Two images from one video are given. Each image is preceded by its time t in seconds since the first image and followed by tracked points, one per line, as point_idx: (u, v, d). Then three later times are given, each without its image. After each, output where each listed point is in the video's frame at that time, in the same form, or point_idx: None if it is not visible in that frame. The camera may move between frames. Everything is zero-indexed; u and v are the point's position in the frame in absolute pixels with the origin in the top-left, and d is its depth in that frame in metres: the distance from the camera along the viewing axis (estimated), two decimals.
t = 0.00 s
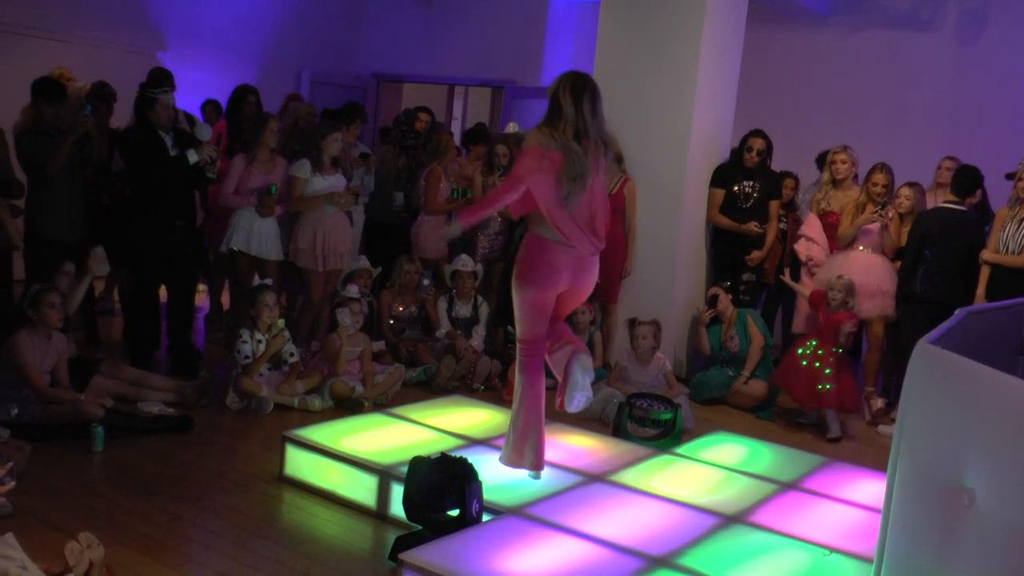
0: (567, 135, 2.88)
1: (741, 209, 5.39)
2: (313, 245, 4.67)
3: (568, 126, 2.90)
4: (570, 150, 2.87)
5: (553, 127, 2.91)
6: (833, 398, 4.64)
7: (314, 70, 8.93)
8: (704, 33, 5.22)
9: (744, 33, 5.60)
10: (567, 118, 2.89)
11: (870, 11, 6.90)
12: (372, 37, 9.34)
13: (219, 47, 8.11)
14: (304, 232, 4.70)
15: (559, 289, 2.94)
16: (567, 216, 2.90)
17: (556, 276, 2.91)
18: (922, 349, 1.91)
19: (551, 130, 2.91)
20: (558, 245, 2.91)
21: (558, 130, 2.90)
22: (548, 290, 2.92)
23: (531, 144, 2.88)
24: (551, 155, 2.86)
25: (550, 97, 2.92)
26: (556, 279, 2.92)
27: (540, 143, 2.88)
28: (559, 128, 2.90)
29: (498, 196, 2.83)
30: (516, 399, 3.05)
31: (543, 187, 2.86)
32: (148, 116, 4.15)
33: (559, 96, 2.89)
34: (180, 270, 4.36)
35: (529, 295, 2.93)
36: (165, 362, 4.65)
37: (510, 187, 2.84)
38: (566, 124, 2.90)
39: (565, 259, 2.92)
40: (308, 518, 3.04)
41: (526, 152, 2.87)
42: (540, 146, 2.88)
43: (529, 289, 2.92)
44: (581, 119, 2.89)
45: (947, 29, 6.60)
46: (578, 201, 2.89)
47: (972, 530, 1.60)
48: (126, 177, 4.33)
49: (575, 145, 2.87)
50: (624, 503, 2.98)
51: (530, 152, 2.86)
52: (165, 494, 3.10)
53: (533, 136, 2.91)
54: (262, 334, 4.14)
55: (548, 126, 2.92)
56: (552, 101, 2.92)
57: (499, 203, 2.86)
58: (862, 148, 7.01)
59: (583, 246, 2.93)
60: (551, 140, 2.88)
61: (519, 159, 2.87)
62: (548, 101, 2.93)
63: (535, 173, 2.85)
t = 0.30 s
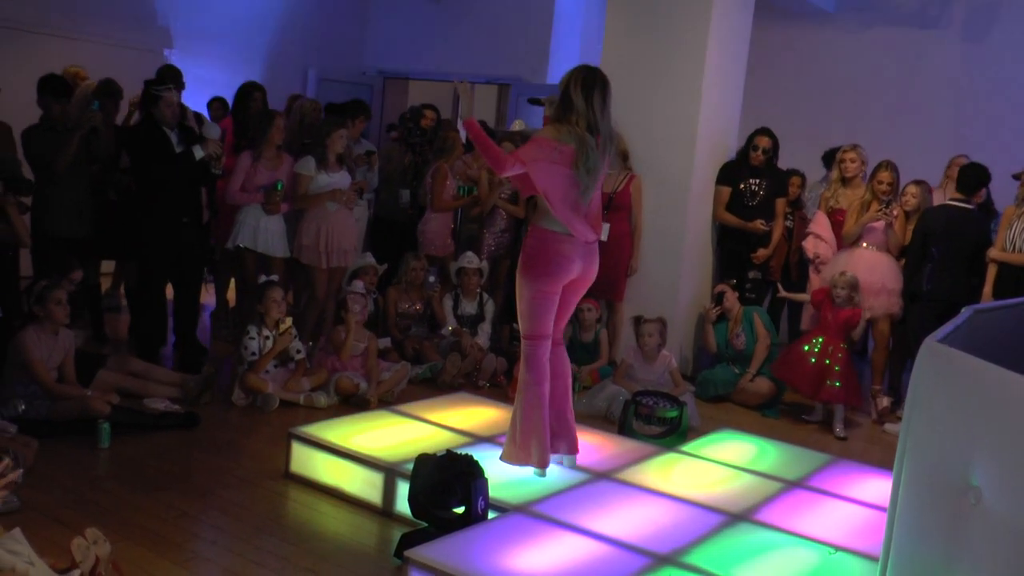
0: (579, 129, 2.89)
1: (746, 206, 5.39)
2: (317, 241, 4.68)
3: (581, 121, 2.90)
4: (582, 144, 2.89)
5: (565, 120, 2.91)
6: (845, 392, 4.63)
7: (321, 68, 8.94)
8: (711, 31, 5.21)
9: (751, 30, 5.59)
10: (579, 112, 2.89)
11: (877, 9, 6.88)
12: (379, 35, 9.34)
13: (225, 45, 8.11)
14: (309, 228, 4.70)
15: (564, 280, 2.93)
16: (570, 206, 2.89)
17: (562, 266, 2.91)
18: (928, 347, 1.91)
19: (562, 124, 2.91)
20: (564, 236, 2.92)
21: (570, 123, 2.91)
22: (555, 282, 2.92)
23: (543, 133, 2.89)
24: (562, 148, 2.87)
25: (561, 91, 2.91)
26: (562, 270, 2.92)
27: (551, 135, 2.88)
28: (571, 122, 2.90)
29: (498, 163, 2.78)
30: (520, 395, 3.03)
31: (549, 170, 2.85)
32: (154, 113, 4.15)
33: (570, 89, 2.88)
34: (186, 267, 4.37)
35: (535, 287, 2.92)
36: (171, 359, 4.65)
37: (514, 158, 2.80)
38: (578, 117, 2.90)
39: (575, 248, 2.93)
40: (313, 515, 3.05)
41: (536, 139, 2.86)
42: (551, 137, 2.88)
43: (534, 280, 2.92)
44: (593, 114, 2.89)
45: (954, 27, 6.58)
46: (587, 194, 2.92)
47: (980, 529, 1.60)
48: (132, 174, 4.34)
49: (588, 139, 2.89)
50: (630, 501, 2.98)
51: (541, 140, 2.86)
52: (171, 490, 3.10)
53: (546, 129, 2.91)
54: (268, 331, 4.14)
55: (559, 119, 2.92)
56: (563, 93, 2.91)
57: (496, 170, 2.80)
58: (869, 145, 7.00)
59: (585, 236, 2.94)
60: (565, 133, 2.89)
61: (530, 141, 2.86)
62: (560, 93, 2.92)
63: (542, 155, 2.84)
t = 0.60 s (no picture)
0: (589, 130, 2.89)
1: (752, 205, 5.37)
2: (321, 240, 4.68)
3: (592, 122, 2.90)
4: (592, 145, 2.89)
5: (575, 121, 2.91)
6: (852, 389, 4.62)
7: (326, 67, 8.94)
8: (716, 28, 5.20)
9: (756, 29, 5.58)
10: (590, 112, 2.89)
11: (883, 6, 6.87)
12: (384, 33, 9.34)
13: (230, 44, 8.12)
14: (313, 227, 4.70)
15: (567, 275, 2.93)
16: (578, 207, 2.87)
17: (563, 263, 2.91)
18: (935, 346, 1.90)
19: (573, 123, 2.91)
20: (566, 234, 2.91)
21: (580, 123, 2.91)
22: (558, 278, 2.92)
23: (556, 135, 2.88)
24: (572, 149, 2.87)
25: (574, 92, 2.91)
26: (563, 266, 2.91)
27: (561, 136, 2.88)
28: (581, 122, 2.90)
29: (514, 163, 2.75)
30: (525, 393, 3.02)
31: (561, 172, 2.84)
32: (159, 112, 4.16)
33: (582, 90, 2.88)
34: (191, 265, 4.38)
35: (537, 283, 2.92)
36: (176, 357, 4.66)
37: (528, 158, 2.78)
38: (588, 117, 2.90)
39: (574, 245, 2.92)
40: (318, 513, 3.05)
41: (548, 139, 2.86)
42: (562, 138, 2.88)
43: (536, 276, 2.91)
44: (603, 115, 2.90)
45: (959, 24, 6.56)
46: (594, 196, 2.91)
47: (985, 528, 1.60)
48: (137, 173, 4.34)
49: (597, 140, 2.89)
50: (634, 500, 2.97)
51: (554, 140, 2.86)
52: (177, 488, 3.11)
53: (558, 129, 2.90)
54: (273, 329, 4.15)
55: (570, 119, 2.93)
56: (574, 93, 2.92)
57: (510, 171, 2.78)
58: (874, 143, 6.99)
59: (591, 237, 2.93)
60: (575, 134, 2.89)
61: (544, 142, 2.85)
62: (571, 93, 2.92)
63: (555, 157, 2.84)
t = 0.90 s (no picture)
0: (594, 129, 2.89)
1: (757, 202, 5.39)
2: (326, 239, 4.68)
3: (598, 120, 2.89)
4: (596, 144, 2.88)
5: (580, 119, 2.91)
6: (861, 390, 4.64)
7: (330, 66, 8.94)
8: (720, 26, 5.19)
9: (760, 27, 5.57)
10: (595, 111, 2.88)
11: (888, 3, 6.86)
12: (388, 32, 9.33)
13: (234, 44, 8.12)
14: (318, 226, 4.70)
15: (572, 273, 2.92)
16: (580, 204, 2.87)
17: (568, 261, 2.90)
18: (941, 343, 1.90)
19: (578, 122, 2.91)
20: (571, 232, 2.91)
21: (586, 122, 2.90)
22: (563, 276, 2.91)
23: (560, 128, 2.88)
24: (576, 146, 2.86)
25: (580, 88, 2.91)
26: (568, 264, 2.91)
27: (566, 132, 2.88)
28: (587, 121, 2.90)
29: (515, 151, 2.72)
30: (531, 391, 3.02)
31: (563, 164, 2.84)
32: (163, 111, 4.16)
33: (588, 88, 2.87)
34: (195, 265, 4.38)
35: (542, 280, 2.92)
36: (182, 356, 4.66)
37: (529, 147, 2.76)
38: (594, 117, 2.89)
39: (578, 243, 2.91)
40: (324, 512, 3.05)
41: (553, 132, 2.86)
42: (567, 133, 2.87)
43: (541, 274, 2.92)
44: (609, 114, 2.89)
45: (965, 21, 6.55)
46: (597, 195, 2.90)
47: (992, 525, 1.59)
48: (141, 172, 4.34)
49: (602, 140, 2.88)
50: (639, 497, 2.97)
51: (558, 134, 2.85)
52: (183, 487, 3.11)
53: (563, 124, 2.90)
54: (278, 329, 4.15)
55: (576, 118, 2.92)
56: (580, 91, 2.91)
57: (510, 158, 2.75)
58: (879, 140, 6.97)
59: (593, 235, 2.93)
60: (580, 131, 2.88)
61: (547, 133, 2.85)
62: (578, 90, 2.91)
63: (558, 148, 2.83)
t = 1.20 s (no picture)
0: (597, 131, 2.88)
1: (756, 201, 5.39)
2: (326, 240, 4.68)
3: (602, 120, 2.88)
4: (598, 143, 2.87)
5: (584, 119, 2.90)
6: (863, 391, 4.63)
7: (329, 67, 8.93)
8: (720, 25, 5.19)
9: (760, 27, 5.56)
10: (600, 112, 2.88)
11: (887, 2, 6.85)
12: (387, 32, 9.33)
13: (234, 45, 8.12)
14: (318, 227, 4.70)
15: (573, 272, 2.92)
16: (580, 203, 2.86)
17: (568, 260, 2.90)
18: (942, 343, 1.89)
19: (582, 122, 2.90)
20: (572, 231, 2.91)
21: (589, 123, 2.90)
22: (564, 274, 2.91)
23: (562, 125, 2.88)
24: (577, 145, 2.86)
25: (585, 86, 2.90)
26: (568, 264, 2.90)
27: (569, 131, 2.87)
28: (591, 121, 2.89)
29: (514, 141, 2.72)
30: (530, 388, 3.02)
31: (563, 158, 2.83)
32: (162, 111, 4.16)
33: (594, 88, 2.87)
34: (195, 265, 4.37)
35: (543, 278, 2.92)
36: (181, 357, 4.66)
37: (528, 138, 2.76)
38: (598, 117, 2.89)
39: (578, 242, 2.91)
40: (324, 512, 3.05)
41: (555, 128, 2.85)
42: (569, 131, 2.87)
43: (541, 272, 2.92)
44: (614, 116, 2.88)
45: (965, 19, 6.54)
46: (597, 195, 2.89)
47: (993, 524, 1.58)
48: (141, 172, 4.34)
49: (604, 141, 2.87)
50: (639, 497, 2.97)
51: (560, 131, 2.85)
52: (183, 488, 3.11)
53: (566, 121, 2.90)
54: (278, 329, 4.14)
55: (580, 117, 2.91)
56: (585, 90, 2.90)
57: (510, 149, 2.75)
58: (879, 138, 6.97)
59: (593, 234, 2.92)
60: (581, 129, 2.88)
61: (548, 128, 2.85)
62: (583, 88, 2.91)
63: (557, 142, 2.83)
